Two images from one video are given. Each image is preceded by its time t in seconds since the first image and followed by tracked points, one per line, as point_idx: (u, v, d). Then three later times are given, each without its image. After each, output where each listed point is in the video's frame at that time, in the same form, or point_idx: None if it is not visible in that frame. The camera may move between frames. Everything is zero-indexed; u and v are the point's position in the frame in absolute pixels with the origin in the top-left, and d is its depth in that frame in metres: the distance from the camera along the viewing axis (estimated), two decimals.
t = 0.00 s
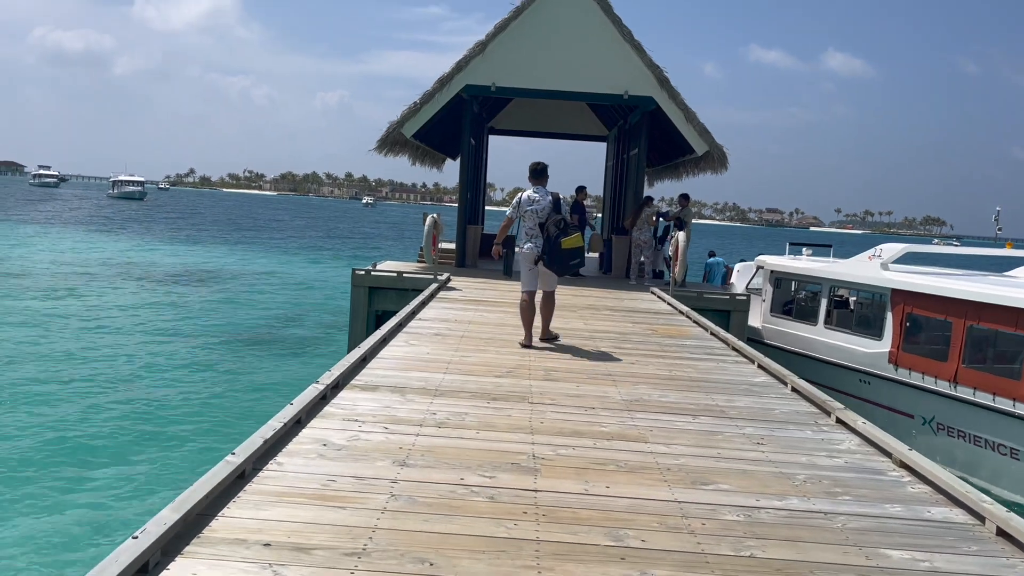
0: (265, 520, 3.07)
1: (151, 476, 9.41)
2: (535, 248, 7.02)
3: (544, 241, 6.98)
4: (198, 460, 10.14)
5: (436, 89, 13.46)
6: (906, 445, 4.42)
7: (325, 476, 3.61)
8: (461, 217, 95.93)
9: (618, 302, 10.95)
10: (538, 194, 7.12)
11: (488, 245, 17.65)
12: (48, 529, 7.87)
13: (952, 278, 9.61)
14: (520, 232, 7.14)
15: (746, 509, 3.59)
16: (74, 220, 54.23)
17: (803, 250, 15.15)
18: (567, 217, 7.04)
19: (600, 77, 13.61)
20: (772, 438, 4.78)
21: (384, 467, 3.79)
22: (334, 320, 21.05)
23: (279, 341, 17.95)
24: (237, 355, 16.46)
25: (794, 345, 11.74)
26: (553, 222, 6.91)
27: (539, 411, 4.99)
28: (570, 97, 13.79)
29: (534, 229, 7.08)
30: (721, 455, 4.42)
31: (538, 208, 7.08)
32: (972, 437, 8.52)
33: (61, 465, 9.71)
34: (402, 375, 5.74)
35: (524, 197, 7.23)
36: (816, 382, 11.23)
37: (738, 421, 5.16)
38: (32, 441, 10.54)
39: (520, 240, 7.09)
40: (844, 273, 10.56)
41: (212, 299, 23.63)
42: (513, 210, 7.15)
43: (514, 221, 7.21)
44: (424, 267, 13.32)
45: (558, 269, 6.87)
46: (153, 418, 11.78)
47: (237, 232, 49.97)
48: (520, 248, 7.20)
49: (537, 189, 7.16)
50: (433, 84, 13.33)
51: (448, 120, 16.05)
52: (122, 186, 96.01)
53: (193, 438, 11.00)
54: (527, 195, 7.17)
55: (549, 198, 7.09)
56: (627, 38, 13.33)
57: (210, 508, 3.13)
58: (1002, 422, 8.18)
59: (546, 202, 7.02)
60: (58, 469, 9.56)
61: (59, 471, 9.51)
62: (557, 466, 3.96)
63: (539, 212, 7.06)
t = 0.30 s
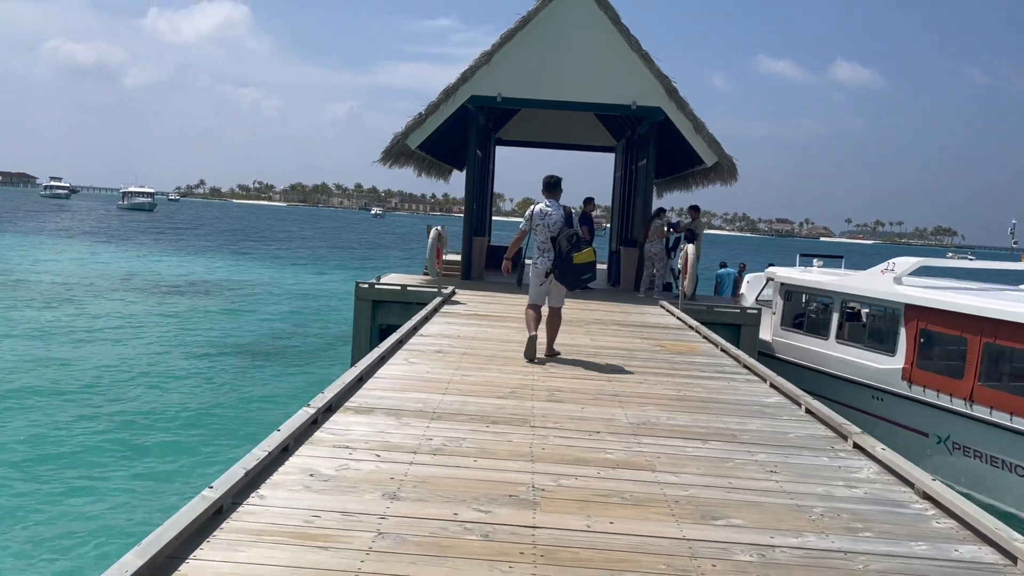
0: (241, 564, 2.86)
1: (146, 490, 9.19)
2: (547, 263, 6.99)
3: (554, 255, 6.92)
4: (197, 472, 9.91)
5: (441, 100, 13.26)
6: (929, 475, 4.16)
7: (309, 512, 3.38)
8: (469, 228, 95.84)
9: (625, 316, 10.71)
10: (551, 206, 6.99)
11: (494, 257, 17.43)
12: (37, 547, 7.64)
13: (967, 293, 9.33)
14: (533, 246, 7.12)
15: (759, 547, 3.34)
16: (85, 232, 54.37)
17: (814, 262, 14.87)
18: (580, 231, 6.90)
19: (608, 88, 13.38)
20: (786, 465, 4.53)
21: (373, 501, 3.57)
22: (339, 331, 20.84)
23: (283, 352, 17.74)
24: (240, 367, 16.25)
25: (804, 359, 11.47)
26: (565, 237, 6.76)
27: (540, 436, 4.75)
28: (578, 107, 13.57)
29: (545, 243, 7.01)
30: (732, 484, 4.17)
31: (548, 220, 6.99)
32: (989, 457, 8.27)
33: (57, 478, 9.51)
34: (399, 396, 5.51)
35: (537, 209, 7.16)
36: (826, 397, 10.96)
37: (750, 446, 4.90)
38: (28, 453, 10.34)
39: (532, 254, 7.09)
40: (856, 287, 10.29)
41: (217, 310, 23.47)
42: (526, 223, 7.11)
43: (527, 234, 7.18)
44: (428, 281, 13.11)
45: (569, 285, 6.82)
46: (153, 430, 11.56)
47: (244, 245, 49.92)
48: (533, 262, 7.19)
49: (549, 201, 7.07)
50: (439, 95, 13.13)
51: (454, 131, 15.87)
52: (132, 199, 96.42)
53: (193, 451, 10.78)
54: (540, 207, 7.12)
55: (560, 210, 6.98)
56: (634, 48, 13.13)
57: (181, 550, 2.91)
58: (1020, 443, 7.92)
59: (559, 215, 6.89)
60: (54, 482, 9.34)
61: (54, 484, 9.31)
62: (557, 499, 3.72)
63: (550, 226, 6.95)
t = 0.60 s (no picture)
0: None
1: (140, 503, 8.98)
2: (557, 270, 7.29)
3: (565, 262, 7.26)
4: (194, 484, 9.70)
5: (444, 107, 13.07)
6: (959, 496, 3.92)
7: (294, 539, 3.16)
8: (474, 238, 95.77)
9: (631, 327, 10.47)
10: (560, 215, 7.39)
11: (498, 267, 17.22)
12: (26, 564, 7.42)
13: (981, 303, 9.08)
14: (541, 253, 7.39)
15: None
16: (91, 244, 54.37)
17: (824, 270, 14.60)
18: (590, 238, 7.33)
19: (613, 95, 13.17)
20: (803, 485, 4.28)
21: (364, 526, 3.34)
22: (342, 341, 20.62)
23: (285, 362, 17.54)
24: (240, 376, 16.05)
25: (814, 370, 11.22)
26: (580, 241, 7.15)
27: (544, 455, 4.51)
28: (582, 115, 13.36)
29: (554, 250, 7.35)
30: (747, 505, 3.94)
31: (559, 229, 7.33)
32: (1006, 472, 8.01)
33: (52, 490, 9.31)
34: (396, 411, 5.29)
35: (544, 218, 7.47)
36: (838, 409, 10.70)
37: (765, 464, 4.66)
38: (23, 464, 10.15)
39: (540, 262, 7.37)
40: (866, 296, 10.05)
41: (219, 320, 23.29)
42: (534, 231, 7.38)
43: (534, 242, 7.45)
44: (431, 291, 12.90)
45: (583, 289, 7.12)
46: (151, 441, 11.36)
47: (250, 255, 49.85)
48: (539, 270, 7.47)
49: (557, 210, 7.40)
50: (442, 103, 12.94)
51: (458, 140, 15.68)
52: (139, 211, 96.58)
53: (191, 462, 10.57)
54: (548, 216, 7.42)
55: (570, 219, 7.36)
56: (640, 54, 12.93)
57: None
58: None
59: (569, 223, 7.31)
60: (48, 495, 9.15)
61: (48, 496, 9.11)
62: (560, 524, 3.48)
63: (560, 233, 7.32)
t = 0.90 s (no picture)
0: None
1: (130, 517, 8.76)
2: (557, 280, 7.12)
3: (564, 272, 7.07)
4: (188, 495, 9.49)
5: (444, 115, 12.87)
6: (986, 525, 3.67)
7: None
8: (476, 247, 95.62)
9: (635, 338, 10.24)
10: (560, 224, 7.19)
11: (500, 276, 17.00)
12: None
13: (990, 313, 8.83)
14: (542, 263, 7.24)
15: None
16: (93, 253, 54.35)
17: (830, 280, 14.35)
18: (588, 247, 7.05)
19: (615, 102, 12.96)
20: (818, 511, 4.04)
21: (349, 562, 3.11)
22: (341, 351, 20.39)
23: (284, 372, 17.33)
24: (238, 385, 15.83)
25: (820, 381, 10.97)
26: (574, 252, 6.88)
27: (544, 478, 4.28)
28: (584, 122, 13.15)
29: (554, 260, 7.18)
30: (759, 534, 3.70)
31: (559, 239, 7.15)
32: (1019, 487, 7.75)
33: (41, 503, 9.10)
34: (390, 430, 5.06)
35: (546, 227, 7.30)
36: (845, 422, 10.45)
37: (776, 487, 4.42)
38: (13, 476, 9.94)
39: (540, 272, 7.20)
40: (871, 305, 9.81)
41: (219, 329, 23.09)
42: (534, 241, 7.22)
43: (535, 252, 7.28)
44: (430, 302, 12.68)
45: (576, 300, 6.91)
46: (145, 452, 11.16)
47: (252, 264, 49.75)
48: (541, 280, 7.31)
49: (558, 219, 7.22)
50: (441, 111, 12.74)
51: (458, 148, 15.48)
52: (142, 219, 96.75)
53: (185, 473, 10.36)
54: (549, 225, 7.24)
55: (569, 228, 7.14)
56: (642, 60, 12.71)
57: None
58: None
59: (568, 233, 7.10)
60: (37, 508, 8.94)
61: (36, 509, 8.90)
62: (560, 558, 3.24)
63: (559, 243, 7.14)
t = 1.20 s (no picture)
0: None
1: (117, 527, 8.51)
2: (558, 286, 6.88)
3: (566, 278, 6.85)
4: (177, 504, 9.23)
5: (441, 119, 12.65)
6: (1014, 547, 3.45)
7: None
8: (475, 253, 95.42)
9: (636, 346, 10.00)
10: (562, 230, 7.01)
11: (498, 282, 16.77)
12: None
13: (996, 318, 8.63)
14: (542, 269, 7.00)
15: None
16: (87, 260, 54.02)
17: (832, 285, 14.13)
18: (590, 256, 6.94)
19: (615, 105, 12.74)
20: (836, 532, 3.82)
21: None
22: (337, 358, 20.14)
23: (279, 378, 17.07)
24: (231, 392, 15.58)
25: (823, 388, 10.75)
26: (575, 259, 6.80)
27: (543, 498, 4.05)
28: (584, 126, 12.94)
29: (556, 266, 6.94)
30: (774, 557, 3.47)
31: (560, 244, 6.95)
32: None
33: (25, 514, 8.81)
34: (382, 446, 4.82)
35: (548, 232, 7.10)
36: (849, 429, 10.21)
37: (789, 506, 4.19)
38: None
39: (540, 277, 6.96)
40: (875, 310, 9.60)
41: (214, 336, 22.83)
42: (535, 246, 7.02)
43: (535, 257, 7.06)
44: (427, 309, 12.44)
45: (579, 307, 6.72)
46: (135, 460, 10.90)
47: (250, 270, 49.52)
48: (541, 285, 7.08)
49: (560, 225, 7.02)
50: (438, 115, 12.53)
51: (455, 153, 15.27)
52: (140, 227, 96.51)
53: (174, 481, 10.08)
54: (551, 231, 7.04)
55: (572, 235, 6.96)
56: (642, 63, 12.52)
57: None
58: None
59: (570, 239, 6.91)
60: (23, 517, 8.70)
61: (22, 519, 8.65)
62: None
63: (561, 249, 6.93)
